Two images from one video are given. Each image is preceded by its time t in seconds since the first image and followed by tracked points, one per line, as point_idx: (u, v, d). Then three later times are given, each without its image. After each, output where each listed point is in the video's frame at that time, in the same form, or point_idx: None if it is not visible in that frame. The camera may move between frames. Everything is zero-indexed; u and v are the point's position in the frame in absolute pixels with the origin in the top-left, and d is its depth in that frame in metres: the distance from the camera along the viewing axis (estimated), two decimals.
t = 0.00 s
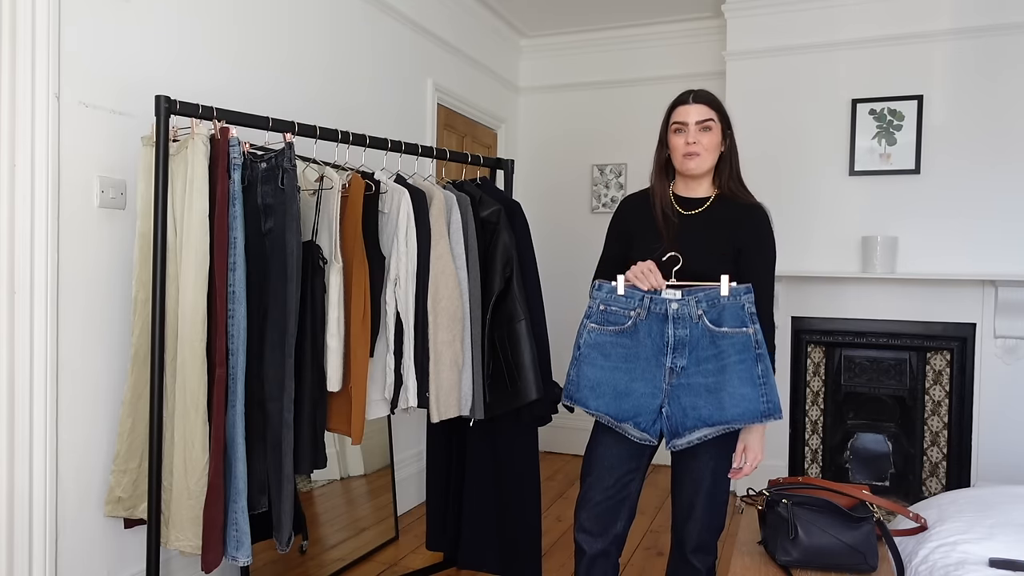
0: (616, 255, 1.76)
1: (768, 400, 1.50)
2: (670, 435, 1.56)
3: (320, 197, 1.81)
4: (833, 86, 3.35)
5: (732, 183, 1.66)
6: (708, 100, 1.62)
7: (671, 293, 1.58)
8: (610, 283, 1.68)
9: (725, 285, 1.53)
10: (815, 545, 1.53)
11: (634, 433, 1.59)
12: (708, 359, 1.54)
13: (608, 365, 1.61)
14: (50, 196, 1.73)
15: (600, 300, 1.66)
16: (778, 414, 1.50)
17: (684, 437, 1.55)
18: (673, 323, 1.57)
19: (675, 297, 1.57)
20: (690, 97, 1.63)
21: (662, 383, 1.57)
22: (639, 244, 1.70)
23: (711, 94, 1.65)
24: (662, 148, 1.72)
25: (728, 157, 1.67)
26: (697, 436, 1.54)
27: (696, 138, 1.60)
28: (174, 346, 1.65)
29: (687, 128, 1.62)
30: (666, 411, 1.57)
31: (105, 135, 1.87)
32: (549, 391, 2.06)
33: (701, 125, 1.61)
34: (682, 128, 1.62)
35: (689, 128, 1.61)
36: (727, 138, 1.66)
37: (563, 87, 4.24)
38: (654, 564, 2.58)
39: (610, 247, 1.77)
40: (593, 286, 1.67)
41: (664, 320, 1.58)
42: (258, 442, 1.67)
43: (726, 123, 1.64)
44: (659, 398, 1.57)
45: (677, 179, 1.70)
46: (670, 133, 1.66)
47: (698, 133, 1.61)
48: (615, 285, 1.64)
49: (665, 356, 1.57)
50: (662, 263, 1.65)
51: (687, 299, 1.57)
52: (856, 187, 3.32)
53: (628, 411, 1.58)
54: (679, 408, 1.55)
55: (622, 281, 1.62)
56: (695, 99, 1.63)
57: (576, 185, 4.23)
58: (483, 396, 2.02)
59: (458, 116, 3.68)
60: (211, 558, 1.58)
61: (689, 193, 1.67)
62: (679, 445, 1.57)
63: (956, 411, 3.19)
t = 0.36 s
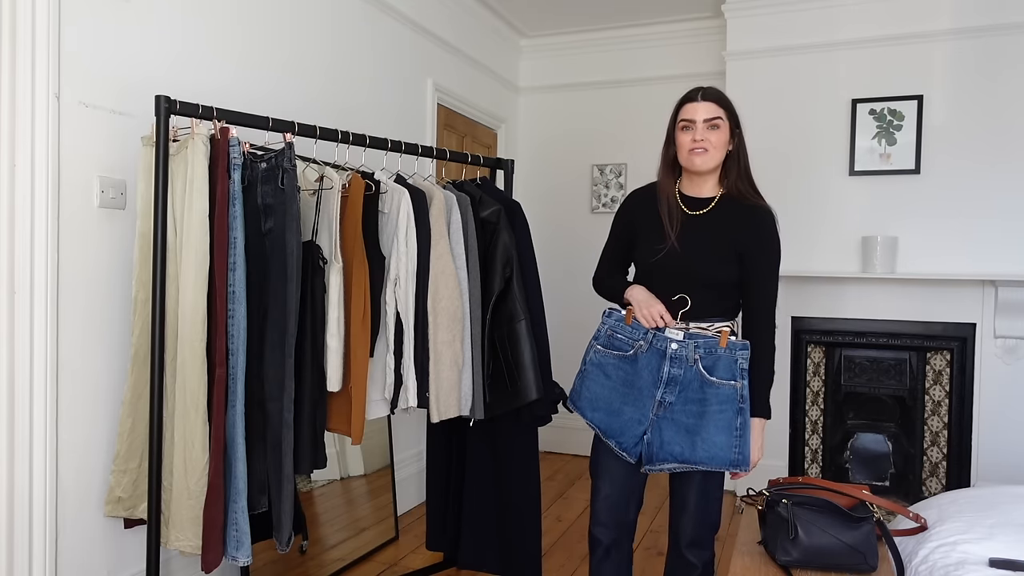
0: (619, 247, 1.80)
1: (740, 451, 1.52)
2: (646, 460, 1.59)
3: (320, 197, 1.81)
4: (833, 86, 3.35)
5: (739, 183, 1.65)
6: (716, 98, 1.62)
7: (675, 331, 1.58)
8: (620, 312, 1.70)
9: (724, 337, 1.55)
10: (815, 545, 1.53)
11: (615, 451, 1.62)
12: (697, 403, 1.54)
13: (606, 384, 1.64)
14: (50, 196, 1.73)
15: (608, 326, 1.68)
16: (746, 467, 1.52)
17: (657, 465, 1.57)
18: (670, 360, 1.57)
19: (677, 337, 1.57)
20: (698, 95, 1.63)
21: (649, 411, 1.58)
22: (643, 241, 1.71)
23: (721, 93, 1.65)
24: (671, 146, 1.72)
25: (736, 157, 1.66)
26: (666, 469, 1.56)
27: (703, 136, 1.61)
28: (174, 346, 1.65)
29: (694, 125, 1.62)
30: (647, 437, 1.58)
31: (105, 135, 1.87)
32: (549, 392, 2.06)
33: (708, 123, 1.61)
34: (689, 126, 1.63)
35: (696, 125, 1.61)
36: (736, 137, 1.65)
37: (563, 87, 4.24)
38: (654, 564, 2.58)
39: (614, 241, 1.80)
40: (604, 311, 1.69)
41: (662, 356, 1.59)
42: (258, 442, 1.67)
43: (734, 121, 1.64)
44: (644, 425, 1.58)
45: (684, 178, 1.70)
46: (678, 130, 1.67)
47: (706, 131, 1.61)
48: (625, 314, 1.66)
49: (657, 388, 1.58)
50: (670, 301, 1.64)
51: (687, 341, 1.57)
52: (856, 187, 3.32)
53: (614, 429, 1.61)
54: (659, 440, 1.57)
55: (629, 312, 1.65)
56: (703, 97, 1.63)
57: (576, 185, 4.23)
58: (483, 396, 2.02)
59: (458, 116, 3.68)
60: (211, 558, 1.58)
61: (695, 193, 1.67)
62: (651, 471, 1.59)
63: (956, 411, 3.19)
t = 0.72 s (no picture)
0: (611, 245, 1.80)
1: (727, 436, 1.53)
2: (635, 450, 1.59)
3: (320, 197, 1.81)
4: (833, 86, 3.35)
5: (728, 185, 1.67)
6: (710, 102, 1.63)
7: (662, 322, 1.58)
8: (611, 305, 1.70)
9: (710, 326, 1.55)
10: (815, 545, 1.53)
11: (605, 442, 1.64)
12: (684, 392, 1.55)
13: (596, 377, 1.65)
14: (50, 196, 1.73)
15: (598, 320, 1.69)
16: (734, 450, 1.53)
17: (647, 455, 1.58)
18: (657, 352, 1.58)
19: (664, 328, 1.58)
20: (692, 98, 1.65)
21: (637, 402, 1.59)
22: (635, 239, 1.72)
23: (712, 97, 1.66)
24: (664, 146, 1.73)
25: (725, 161, 1.68)
26: (656, 457, 1.57)
27: (695, 138, 1.62)
28: (174, 346, 1.65)
29: (687, 127, 1.63)
30: (636, 428, 1.59)
31: (105, 135, 1.87)
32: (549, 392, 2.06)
33: (701, 125, 1.62)
34: (683, 128, 1.64)
35: (689, 127, 1.63)
36: (725, 141, 1.67)
37: (563, 87, 4.24)
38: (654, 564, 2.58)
39: (606, 239, 1.80)
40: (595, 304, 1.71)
41: (649, 348, 1.59)
42: (258, 442, 1.67)
43: (725, 126, 1.66)
44: (631, 416, 1.59)
45: (675, 177, 1.71)
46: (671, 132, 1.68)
47: (699, 133, 1.63)
48: (614, 307, 1.67)
49: (644, 380, 1.59)
50: (659, 295, 1.65)
51: (673, 331, 1.57)
52: (856, 187, 3.32)
53: (603, 421, 1.63)
54: (648, 429, 1.58)
55: (618, 305, 1.66)
56: (697, 101, 1.64)
57: (576, 185, 4.23)
58: (483, 396, 2.02)
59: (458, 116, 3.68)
60: (212, 559, 1.58)
61: (686, 193, 1.68)
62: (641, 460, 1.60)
63: (956, 411, 3.19)
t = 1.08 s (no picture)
0: (603, 258, 1.94)
1: (726, 420, 1.65)
2: (642, 443, 1.71)
3: (320, 197, 1.81)
4: (833, 86, 3.36)
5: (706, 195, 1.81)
6: (690, 120, 1.79)
7: (651, 320, 1.72)
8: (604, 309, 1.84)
9: (696, 318, 1.68)
10: (815, 545, 1.53)
11: (614, 439, 1.76)
12: (680, 383, 1.67)
13: (597, 379, 1.78)
14: (50, 195, 1.72)
15: (593, 325, 1.83)
16: (733, 432, 1.66)
17: (653, 446, 1.69)
18: (649, 348, 1.71)
19: (653, 325, 1.71)
20: (676, 116, 1.80)
21: (637, 398, 1.71)
22: (624, 250, 1.86)
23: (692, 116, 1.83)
24: (647, 159, 1.87)
25: (701, 176, 1.83)
26: (662, 447, 1.68)
27: (681, 153, 1.77)
28: (174, 346, 1.65)
29: (673, 143, 1.78)
30: (639, 423, 1.71)
31: (105, 135, 1.87)
32: (549, 391, 2.06)
33: (685, 141, 1.77)
34: (667, 143, 1.78)
35: (674, 143, 1.78)
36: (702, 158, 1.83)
37: (563, 87, 4.24)
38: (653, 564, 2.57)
39: (600, 252, 1.94)
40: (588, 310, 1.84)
41: (642, 345, 1.72)
42: (258, 442, 1.67)
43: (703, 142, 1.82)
44: (634, 411, 1.71)
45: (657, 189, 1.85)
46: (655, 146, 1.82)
47: (683, 148, 1.78)
48: (606, 311, 1.81)
49: (641, 376, 1.71)
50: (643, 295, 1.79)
51: (662, 327, 1.70)
52: (856, 187, 3.32)
53: (607, 420, 1.75)
54: (650, 422, 1.70)
55: (611, 307, 1.79)
56: (680, 118, 1.80)
57: (576, 185, 4.23)
58: (483, 396, 2.02)
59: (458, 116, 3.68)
60: (211, 559, 1.58)
61: (668, 202, 1.82)
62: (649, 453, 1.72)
63: (956, 412, 3.19)
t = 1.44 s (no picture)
0: (604, 265, 1.94)
1: (720, 415, 1.69)
2: (640, 438, 1.73)
3: (320, 197, 1.82)
4: (833, 86, 3.36)
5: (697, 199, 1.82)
6: (672, 127, 1.80)
7: (647, 318, 1.72)
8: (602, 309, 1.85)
9: (691, 316, 1.70)
10: (815, 545, 1.53)
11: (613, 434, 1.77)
12: (677, 379, 1.69)
13: (599, 376, 1.79)
14: (50, 194, 1.72)
15: (593, 324, 1.83)
16: (728, 427, 1.70)
17: (650, 441, 1.71)
18: (646, 345, 1.71)
19: (649, 323, 1.72)
20: (658, 126, 1.81)
21: (636, 394, 1.72)
22: (623, 256, 1.87)
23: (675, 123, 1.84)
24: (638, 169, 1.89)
25: (693, 178, 1.84)
26: (660, 442, 1.70)
27: (663, 160, 1.78)
28: (174, 346, 1.65)
29: (655, 152, 1.79)
30: (638, 418, 1.72)
31: (105, 135, 1.87)
32: (550, 392, 2.06)
33: (668, 149, 1.79)
34: (651, 153, 1.80)
35: (657, 152, 1.79)
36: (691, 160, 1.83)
37: (563, 87, 4.24)
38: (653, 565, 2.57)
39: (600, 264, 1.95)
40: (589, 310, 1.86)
41: (639, 342, 1.73)
42: (258, 442, 1.67)
43: (689, 146, 1.82)
44: (633, 407, 1.72)
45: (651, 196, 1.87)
46: (642, 156, 1.84)
47: (666, 156, 1.79)
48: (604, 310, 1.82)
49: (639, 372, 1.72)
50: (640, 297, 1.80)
51: (659, 325, 1.71)
52: (856, 187, 3.32)
53: (608, 416, 1.76)
54: (648, 418, 1.71)
55: (609, 307, 1.79)
56: (662, 128, 1.81)
57: (576, 186, 4.23)
58: (483, 396, 2.02)
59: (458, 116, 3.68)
60: (211, 558, 1.58)
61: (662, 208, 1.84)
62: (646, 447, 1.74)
63: (956, 412, 3.19)
